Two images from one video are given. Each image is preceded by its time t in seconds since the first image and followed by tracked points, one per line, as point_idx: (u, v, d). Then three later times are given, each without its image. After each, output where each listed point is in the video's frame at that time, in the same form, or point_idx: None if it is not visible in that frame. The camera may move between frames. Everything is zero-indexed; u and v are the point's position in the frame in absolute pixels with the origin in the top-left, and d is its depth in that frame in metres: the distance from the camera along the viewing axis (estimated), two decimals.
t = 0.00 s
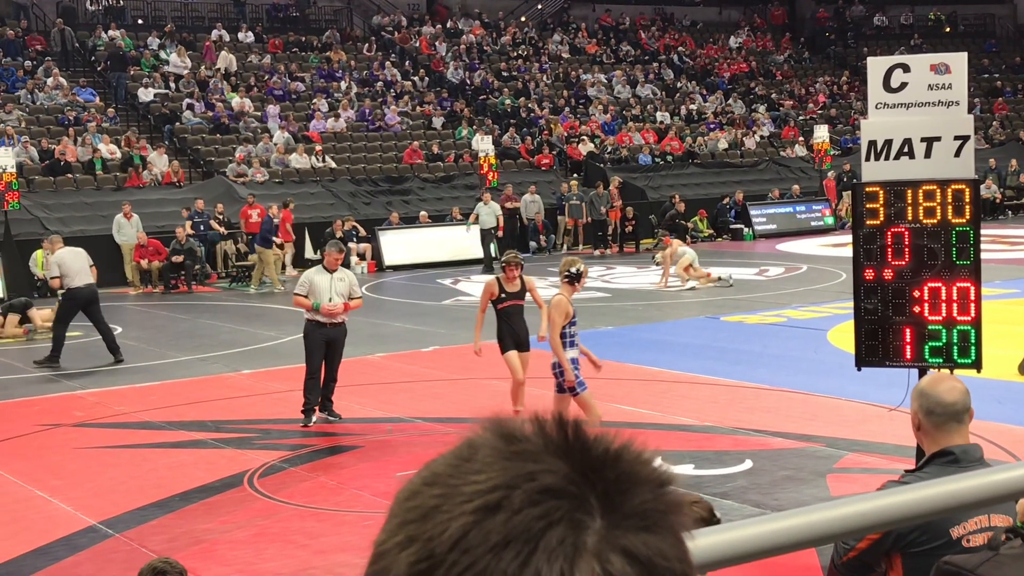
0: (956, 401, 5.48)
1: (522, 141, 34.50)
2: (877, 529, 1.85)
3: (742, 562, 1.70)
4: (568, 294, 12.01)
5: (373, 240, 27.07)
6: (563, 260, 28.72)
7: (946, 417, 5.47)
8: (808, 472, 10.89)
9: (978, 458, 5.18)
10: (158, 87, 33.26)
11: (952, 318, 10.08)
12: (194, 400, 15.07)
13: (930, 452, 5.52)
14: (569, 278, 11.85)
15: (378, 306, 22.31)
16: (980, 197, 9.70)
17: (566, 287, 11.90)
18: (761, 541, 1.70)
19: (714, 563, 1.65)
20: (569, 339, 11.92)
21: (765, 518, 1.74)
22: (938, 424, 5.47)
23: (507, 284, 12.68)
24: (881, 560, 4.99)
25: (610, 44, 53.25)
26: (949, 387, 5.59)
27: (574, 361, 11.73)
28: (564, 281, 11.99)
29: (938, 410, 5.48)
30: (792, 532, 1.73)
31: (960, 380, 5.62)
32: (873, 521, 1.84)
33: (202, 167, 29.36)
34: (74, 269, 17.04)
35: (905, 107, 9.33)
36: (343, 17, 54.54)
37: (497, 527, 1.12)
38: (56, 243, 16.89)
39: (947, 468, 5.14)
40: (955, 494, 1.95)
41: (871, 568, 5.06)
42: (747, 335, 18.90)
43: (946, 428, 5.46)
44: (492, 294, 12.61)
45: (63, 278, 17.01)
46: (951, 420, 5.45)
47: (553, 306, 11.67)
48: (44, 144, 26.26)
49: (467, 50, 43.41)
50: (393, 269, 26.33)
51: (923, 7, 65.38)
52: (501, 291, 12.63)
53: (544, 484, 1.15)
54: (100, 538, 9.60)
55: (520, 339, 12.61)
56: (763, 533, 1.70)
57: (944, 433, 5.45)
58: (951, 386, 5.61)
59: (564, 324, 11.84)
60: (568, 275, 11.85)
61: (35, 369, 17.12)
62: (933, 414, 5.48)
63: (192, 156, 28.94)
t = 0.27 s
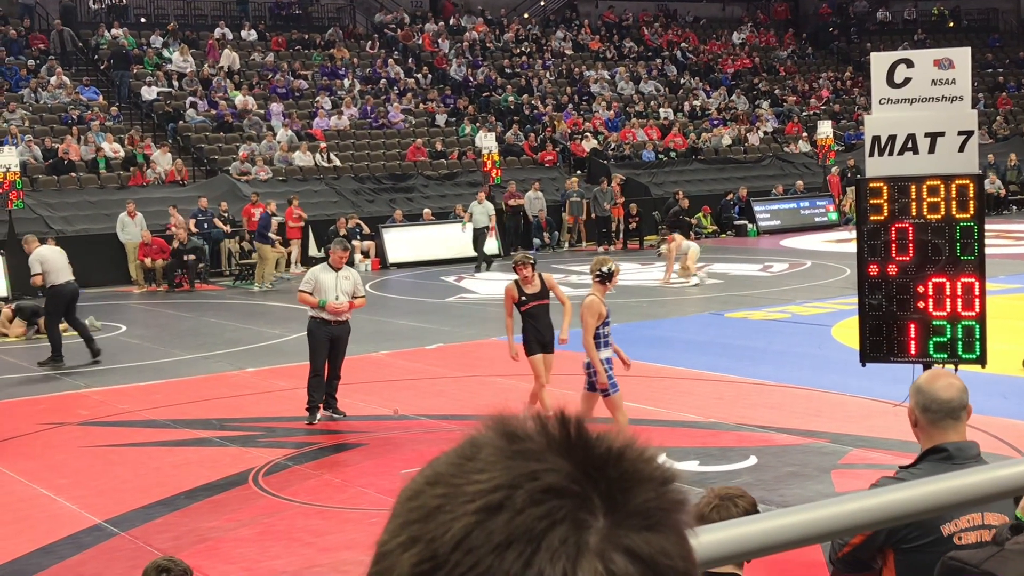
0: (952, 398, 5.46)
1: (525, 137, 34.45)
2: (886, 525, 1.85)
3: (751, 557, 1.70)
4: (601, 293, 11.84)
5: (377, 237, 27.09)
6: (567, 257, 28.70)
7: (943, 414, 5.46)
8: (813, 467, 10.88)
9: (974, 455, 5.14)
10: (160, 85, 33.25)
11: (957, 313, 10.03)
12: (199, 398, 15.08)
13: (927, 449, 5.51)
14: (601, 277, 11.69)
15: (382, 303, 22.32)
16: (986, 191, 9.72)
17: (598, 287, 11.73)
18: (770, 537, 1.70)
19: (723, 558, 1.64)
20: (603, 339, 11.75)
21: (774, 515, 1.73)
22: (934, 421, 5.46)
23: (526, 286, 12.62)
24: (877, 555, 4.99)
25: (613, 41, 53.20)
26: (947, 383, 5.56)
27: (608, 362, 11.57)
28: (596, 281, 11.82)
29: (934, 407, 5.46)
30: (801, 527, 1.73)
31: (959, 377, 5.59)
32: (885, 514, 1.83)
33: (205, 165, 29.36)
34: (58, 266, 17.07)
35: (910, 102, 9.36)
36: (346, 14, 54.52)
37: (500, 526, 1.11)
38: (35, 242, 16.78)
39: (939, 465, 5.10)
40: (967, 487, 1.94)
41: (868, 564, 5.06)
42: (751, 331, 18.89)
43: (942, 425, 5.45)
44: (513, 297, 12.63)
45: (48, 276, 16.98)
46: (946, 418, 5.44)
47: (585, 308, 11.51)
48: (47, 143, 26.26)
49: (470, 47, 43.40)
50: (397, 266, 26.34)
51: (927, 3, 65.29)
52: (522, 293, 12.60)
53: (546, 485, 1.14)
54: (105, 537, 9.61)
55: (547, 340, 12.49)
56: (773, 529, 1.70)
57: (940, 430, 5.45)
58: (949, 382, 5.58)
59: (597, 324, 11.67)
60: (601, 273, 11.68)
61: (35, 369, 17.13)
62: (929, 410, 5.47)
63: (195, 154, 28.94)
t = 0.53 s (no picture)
0: (954, 393, 5.44)
1: (530, 136, 34.40)
2: (894, 521, 1.84)
3: (758, 554, 1.69)
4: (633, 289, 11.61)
5: (382, 236, 27.10)
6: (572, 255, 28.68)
7: (944, 409, 5.45)
8: (819, 464, 10.87)
9: (975, 450, 5.12)
10: (164, 86, 33.25)
11: (963, 308, 9.99)
12: (205, 398, 15.10)
13: (928, 445, 5.51)
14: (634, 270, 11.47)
15: (388, 302, 22.33)
16: (991, 186, 9.71)
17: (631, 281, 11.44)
18: (778, 534, 1.69)
19: (730, 556, 1.64)
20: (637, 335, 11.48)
21: (782, 511, 1.73)
22: (936, 417, 5.45)
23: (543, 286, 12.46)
24: (880, 552, 4.97)
25: (617, 38, 53.12)
26: (948, 378, 5.54)
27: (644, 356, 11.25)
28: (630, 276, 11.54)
29: (936, 403, 5.45)
30: (808, 525, 1.72)
31: (960, 371, 5.58)
32: (892, 509, 1.82)
33: (210, 165, 29.36)
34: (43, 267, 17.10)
35: (914, 98, 9.31)
36: (350, 13, 54.46)
37: (508, 525, 1.11)
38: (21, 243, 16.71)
39: (939, 461, 5.07)
40: (974, 482, 1.94)
41: (872, 561, 5.05)
42: (757, 328, 18.88)
43: (943, 421, 5.45)
44: (532, 298, 12.57)
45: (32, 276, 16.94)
46: (947, 414, 5.43)
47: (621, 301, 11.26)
48: (52, 144, 26.26)
49: (474, 45, 43.38)
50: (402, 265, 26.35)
51: None
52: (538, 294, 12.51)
53: (554, 484, 1.14)
54: (113, 537, 9.63)
55: (565, 340, 12.47)
56: (780, 526, 1.69)
57: (942, 426, 5.44)
58: (950, 377, 5.57)
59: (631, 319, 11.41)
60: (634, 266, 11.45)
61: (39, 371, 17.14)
62: (931, 406, 5.46)
63: (200, 155, 28.95)
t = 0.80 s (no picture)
0: (963, 387, 5.43)
1: (535, 134, 34.40)
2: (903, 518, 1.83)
3: (765, 552, 1.68)
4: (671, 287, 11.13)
5: (389, 236, 27.13)
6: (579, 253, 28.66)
7: (954, 404, 5.44)
8: (828, 461, 10.85)
9: (986, 444, 5.10)
10: (171, 88, 33.33)
11: (970, 304, 9.96)
12: (214, 399, 15.13)
13: (939, 439, 5.49)
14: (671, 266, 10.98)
15: (395, 302, 22.35)
16: (996, 181, 9.61)
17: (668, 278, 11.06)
18: (785, 530, 1.68)
19: (735, 554, 1.63)
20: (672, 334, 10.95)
21: (789, 508, 1.72)
22: (946, 412, 5.44)
23: (567, 284, 12.39)
24: (893, 548, 4.95)
25: (622, 36, 53.11)
26: (956, 373, 5.53)
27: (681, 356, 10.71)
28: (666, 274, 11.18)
29: (945, 397, 5.44)
30: (814, 521, 1.72)
31: (969, 366, 5.57)
32: (899, 504, 1.81)
33: (217, 167, 29.41)
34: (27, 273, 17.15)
35: (919, 93, 9.31)
36: (355, 14, 54.51)
37: (510, 524, 1.10)
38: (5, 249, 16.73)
39: (950, 455, 5.05)
40: (983, 478, 1.93)
41: (884, 558, 5.02)
42: (764, 325, 18.86)
43: (953, 415, 5.43)
44: (556, 295, 12.53)
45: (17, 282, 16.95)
46: (957, 408, 5.42)
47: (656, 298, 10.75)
48: (59, 147, 26.34)
49: (479, 44, 43.41)
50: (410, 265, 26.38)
51: None
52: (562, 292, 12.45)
53: (556, 482, 1.14)
54: (122, 539, 9.65)
55: (587, 340, 12.33)
56: (784, 524, 1.68)
57: (952, 420, 5.42)
58: (959, 372, 5.56)
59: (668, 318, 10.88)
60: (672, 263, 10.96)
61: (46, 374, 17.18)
62: (940, 401, 5.45)
63: (207, 157, 29.01)
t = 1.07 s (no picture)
0: (974, 383, 5.42)
1: (541, 134, 34.39)
2: (909, 514, 1.82)
3: (771, 550, 1.68)
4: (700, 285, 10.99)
5: (395, 236, 27.15)
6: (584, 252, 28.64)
7: (965, 400, 5.42)
8: (835, 459, 10.84)
9: (998, 440, 5.08)
10: (176, 89, 33.36)
11: (976, 301, 9.94)
12: (221, 400, 15.15)
13: (951, 436, 5.48)
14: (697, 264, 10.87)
15: (401, 302, 22.36)
16: (1002, 178, 9.66)
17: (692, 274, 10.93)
18: (790, 528, 1.68)
19: (741, 552, 1.64)
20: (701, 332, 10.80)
21: (796, 506, 1.72)
22: (957, 408, 5.42)
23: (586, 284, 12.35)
24: (907, 546, 4.94)
25: (627, 35, 53.09)
26: (967, 369, 5.53)
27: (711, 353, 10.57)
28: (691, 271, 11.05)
29: (957, 394, 5.43)
30: (821, 518, 1.71)
31: (980, 363, 5.56)
32: (906, 504, 1.81)
33: (222, 167, 29.45)
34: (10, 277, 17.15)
35: (924, 90, 9.25)
36: (359, 14, 54.56)
37: (512, 523, 1.09)
38: None
39: (963, 452, 5.04)
40: (989, 475, 1.91)
41: (897, 555, 5.00)
42: (770, 323, 18.84)
43: (965, 412, 5.42)
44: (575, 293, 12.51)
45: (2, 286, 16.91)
46: (969, 404, 5.40)
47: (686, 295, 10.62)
48: (65, 148, 26.39)
49: (483, 44, 43.43)
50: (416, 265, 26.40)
51: None
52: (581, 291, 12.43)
53: (559, 481, 1.12)
54: (130, 540, 9.67)
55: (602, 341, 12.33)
56: (790, 522, 1.68)
57: (963, 417, 5.41)
58: (969, 368, 5.55)
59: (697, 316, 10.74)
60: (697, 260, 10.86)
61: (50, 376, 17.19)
62: (952, 397, 5.44)
63: (212, 158, 29.04)
